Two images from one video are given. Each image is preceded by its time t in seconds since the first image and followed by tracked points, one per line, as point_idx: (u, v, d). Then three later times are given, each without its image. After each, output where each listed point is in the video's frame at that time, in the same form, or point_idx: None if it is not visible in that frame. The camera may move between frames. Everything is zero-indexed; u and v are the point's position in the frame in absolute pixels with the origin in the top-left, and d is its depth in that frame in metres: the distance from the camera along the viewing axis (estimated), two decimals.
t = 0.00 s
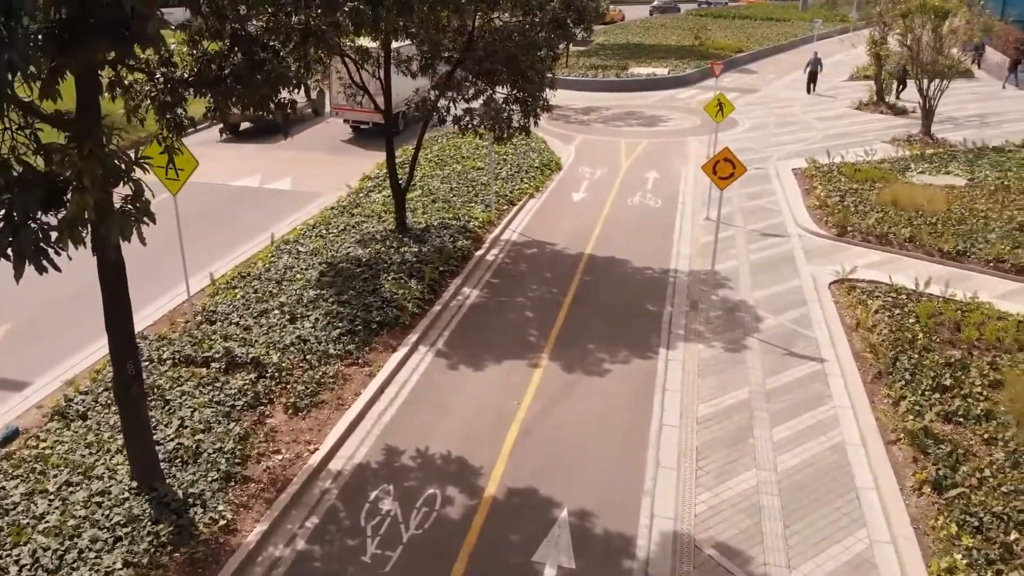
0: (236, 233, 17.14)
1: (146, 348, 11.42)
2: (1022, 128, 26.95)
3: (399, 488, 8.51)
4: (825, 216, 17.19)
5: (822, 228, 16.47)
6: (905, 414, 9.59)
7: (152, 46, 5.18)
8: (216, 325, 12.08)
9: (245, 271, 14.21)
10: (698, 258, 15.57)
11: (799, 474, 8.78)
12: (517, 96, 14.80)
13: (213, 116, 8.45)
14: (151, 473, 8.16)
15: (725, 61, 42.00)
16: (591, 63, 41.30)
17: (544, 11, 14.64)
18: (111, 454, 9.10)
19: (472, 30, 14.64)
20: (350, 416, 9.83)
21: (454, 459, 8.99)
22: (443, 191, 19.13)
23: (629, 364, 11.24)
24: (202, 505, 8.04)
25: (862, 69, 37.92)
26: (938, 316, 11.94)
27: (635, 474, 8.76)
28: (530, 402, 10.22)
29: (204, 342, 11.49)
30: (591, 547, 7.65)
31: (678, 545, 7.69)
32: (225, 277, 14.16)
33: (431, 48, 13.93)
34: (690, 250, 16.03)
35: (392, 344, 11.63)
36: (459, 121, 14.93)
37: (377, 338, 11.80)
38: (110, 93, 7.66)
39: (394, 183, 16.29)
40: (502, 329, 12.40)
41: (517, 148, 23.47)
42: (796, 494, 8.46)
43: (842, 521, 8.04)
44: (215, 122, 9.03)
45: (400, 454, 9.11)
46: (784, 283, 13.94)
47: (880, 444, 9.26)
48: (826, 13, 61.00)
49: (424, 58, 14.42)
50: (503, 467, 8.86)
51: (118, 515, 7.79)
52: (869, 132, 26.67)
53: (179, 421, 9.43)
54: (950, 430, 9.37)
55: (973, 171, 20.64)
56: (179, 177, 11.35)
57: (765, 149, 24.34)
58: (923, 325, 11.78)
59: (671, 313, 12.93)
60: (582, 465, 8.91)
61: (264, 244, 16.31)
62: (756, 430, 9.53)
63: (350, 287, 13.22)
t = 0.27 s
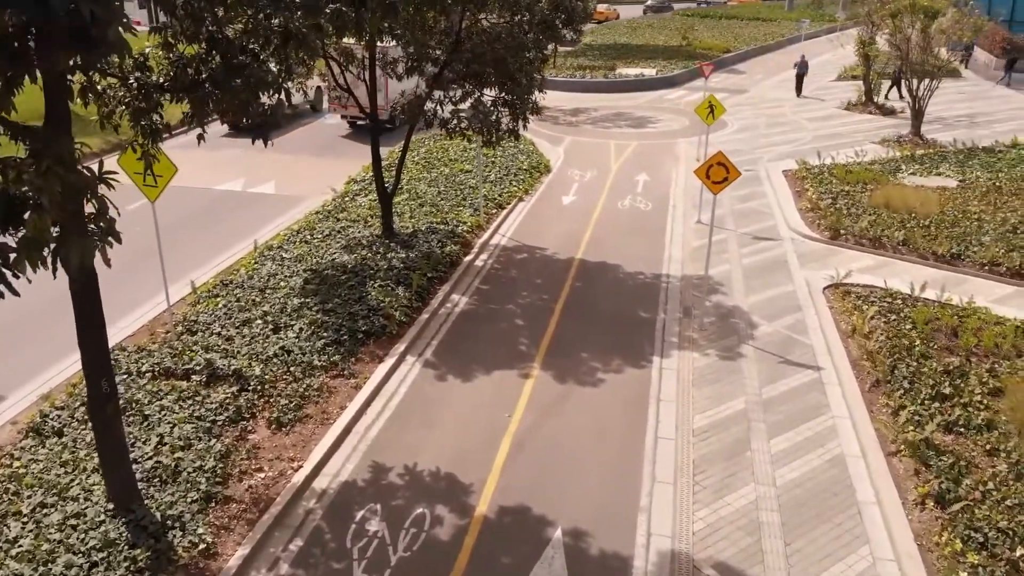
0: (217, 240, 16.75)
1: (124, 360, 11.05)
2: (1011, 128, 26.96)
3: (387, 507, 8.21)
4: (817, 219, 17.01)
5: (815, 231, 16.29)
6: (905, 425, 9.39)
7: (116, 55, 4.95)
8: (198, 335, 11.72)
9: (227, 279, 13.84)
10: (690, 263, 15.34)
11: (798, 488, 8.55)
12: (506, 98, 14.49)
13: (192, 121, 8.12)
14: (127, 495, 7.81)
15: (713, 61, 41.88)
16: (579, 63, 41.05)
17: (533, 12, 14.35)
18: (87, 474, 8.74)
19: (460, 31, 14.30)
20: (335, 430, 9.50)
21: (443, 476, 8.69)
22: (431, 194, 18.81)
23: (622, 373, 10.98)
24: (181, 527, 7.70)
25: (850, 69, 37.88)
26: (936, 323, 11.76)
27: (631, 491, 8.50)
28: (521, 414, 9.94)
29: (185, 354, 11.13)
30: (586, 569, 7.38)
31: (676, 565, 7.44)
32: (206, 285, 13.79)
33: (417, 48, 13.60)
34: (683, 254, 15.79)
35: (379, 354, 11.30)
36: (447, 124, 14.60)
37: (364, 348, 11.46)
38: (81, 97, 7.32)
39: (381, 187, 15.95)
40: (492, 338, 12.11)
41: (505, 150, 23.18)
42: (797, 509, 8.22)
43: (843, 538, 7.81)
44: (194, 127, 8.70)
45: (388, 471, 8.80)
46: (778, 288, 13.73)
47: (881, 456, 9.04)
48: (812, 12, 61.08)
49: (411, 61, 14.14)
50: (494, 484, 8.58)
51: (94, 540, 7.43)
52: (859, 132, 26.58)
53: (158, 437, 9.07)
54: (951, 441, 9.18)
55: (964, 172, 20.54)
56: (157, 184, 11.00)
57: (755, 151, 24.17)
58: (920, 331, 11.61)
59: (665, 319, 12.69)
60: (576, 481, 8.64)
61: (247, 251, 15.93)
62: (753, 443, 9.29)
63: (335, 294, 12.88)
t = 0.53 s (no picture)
0: (208, 245, 16.43)
1: (113, 372, 10.73)
2: (1011, 129, 26.75)
3: (382, 527, 7.91)
4: (820, 223, 16.75)
5: (818, 236, 16.03)
6: (916, 438, 9.13)
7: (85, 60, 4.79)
8: (188, 345, 11.40)
9: (219, 286, 13.53)
10: (692, 268, 15.07)
11: (808, 505, 8.27)
12: (504, 101, 14.18)
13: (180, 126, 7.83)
14: (113, 516, 7.49)
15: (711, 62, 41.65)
16: (577, 64, 40.75)
17: (531, 12, 14.07)
18: (73, 492, 8.42)
19: (457, 33, 13.93)
20: (329, 445, 9.19)
21: (441, 494, 8.40)
22: (427, 198, 18.51)
23: (624, 383, 10.70)
24: (169, 550, 7.39)
25: (848, 70, 37.67)
26: (945, 331, 11.50)
27: (636, 509, 8.21)
28: (521, 428, 9.65)
29: (174, 365, 10.80)
30: None
31: None
32: (197, 293, 13.46)
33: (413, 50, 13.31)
34: (685, 259, 15.52)
35: (374, 365, 10.99)
36: (444, 127, 14.29)
37: (359, 358, 11.15)
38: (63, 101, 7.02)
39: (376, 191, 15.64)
40: (490, 347, 11.81)
41: (503, 152, 22.88)
42: (807, 528, 7.94)
43: (856, 559, 7.53)
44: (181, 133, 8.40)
45: (383, 489, 8.50)
46: (782, 294, 13.46)
47: (892, 471, 8.77)
48: (810, 12, 60.88)
49: (407, 63, 13.86)
50: (494, 502, 8.29)
51: (77, 563, 7.12)
52: (859, 133, 26.35)
53: (146, 453, 8.75)
54: (963, 455, 8.92)
55: (966, 174, 20.31)
56: (145, 190, 10.70)
57: (755, 153, 23.92)
58: (929, 340, 11.34)
59: (667, 327, 12.41)
60: (578, 498, 8.35)
61: (239, 257, 15.61)
62: (761, 457, 9.01)
63: (329, 302, 12.56)
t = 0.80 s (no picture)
0: (201, 251, 16.10)
1: (101, 384, 10.40)
2: (1015, 130, 26.48)
3: (378, 550, 7.59)
4: (825, 227, 16.46)
5: (823, 240, 15.74)
6: (931, 453, 8.83)
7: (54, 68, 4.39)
8: (179, 356, 11.07)
9: (211, 294, 13.20)
10: (695, 274, 14.77)
11: (820, 525, 7.97)
12: (503, 104, 13.87)
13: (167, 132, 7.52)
14: (97, 540, 7.16)
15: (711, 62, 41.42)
16: (576, 65, 40.42)
17: (532, 14, 13.74)
18: (58, 513, 8.10)
19: (455, 34, 13.59)
20: (324, 462, 8.87)
21: (440, 515, 8.09)
22: (425, 202, 18.20)
23: (628, 396, 10.39)
24: None
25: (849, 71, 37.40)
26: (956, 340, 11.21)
27: (642, 529, 7.91)
28: (523, 443, 9.33)
29: (164, 378, 10.46)
30: None
31: None
32: (189, 301, 13.13)
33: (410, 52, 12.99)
34: (688, 265, 15.23)
35: (370, 377, 10.67)
36: (443, 131, 13.96)
37: (355, 369, 10.82)
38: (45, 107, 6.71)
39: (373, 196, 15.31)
40: (489, 357, 11.50)
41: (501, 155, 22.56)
42: (821, 550, 7.65)
43: None
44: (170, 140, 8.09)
45: (380, 510, 8.19)
46: (788, 301, 13.17)
47: (907, 488, 8.47)
48: (809, 11, 60.66)
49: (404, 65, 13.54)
50: (494, 522, 7.98)
51: None
52: (861, 135, 26.07)
53: (134, 471, 8.42)
54: (979, 471, 8.62)
55: (971, 177, 20.04)
56: (134, 197, 10.39)
57: (756, 155, 23.65)
58: (940, 349, 11.05)
59: (671, 336, 12.11)
60: (582, 518, 8.05)
61: (233, 263, 15.29)
62: (771, 474, 8.72)
63: (324, 310, 12.24)
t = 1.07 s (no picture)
0: (190, 257, 15.75)
1: (84, 400, 10.04)
2: (1015, 132, 26.25)
3: None
4: (827, 232, 16.17)
5: (826, 246, 15.45)
6: (943, 470, 8.52)
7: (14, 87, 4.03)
8: (165, 369, 10.71)
9: (200, 303, 12.85)
10: (696, 280, 14.46)
11: (831, 548, 7.66)
12: (500, 107, 13.55)
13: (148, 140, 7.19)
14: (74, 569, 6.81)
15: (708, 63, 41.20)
16: (572, 65, 40.16)
17: (529, 15, 13.42)
18: (37, 538, 7.76)
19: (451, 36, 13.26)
20: (313, 483, 8.53)
21: (435, 538, 7.76)
22: (420, 206, 17.86)
23: (629, 409, 10.07)
24: None
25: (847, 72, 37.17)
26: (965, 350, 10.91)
27: (645, 553, 7.58)
28: (521, 460, 9.01)
29: (150, 392, 10.11)
30: None
31: None
32: (177, 311, 12.77)
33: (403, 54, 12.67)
34: (688, 271, 14.91)
35: (363, 391, 10.32)
36: (438, 135, 13.62)
37: (347, 382, 10.48)
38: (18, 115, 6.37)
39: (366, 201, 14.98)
40: (486, 369, 11.17)
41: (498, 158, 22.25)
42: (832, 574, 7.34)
43: None
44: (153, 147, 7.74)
45: (372, 533, 7.86)
46: (792, 309, 12.87)
47: (920, 507, 8.16)
48: (806, 12, 60.52)
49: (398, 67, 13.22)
50: (491, 546, 7.65)
51: None
52: (861, 137, 25.82)
53: (115, 493, 8.07)
54: (993, 489, 8.32)
55: (974, 180, 19.78)
56: (118, 206, 10.06)
57: (755, 157, 23.37)
58: (949, 359, 10.76)
59: (672, 346, 11.80)
60: (583, 541, 7.72)
61: (222, 270, 14.94)
62: (778, 493, 8.41)
63: (316, 320, 11.89)
